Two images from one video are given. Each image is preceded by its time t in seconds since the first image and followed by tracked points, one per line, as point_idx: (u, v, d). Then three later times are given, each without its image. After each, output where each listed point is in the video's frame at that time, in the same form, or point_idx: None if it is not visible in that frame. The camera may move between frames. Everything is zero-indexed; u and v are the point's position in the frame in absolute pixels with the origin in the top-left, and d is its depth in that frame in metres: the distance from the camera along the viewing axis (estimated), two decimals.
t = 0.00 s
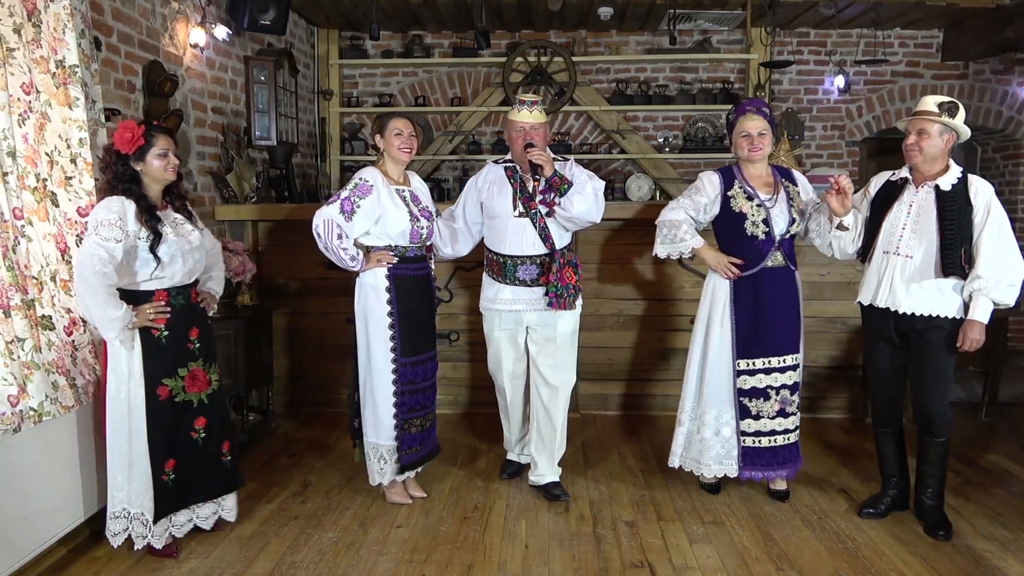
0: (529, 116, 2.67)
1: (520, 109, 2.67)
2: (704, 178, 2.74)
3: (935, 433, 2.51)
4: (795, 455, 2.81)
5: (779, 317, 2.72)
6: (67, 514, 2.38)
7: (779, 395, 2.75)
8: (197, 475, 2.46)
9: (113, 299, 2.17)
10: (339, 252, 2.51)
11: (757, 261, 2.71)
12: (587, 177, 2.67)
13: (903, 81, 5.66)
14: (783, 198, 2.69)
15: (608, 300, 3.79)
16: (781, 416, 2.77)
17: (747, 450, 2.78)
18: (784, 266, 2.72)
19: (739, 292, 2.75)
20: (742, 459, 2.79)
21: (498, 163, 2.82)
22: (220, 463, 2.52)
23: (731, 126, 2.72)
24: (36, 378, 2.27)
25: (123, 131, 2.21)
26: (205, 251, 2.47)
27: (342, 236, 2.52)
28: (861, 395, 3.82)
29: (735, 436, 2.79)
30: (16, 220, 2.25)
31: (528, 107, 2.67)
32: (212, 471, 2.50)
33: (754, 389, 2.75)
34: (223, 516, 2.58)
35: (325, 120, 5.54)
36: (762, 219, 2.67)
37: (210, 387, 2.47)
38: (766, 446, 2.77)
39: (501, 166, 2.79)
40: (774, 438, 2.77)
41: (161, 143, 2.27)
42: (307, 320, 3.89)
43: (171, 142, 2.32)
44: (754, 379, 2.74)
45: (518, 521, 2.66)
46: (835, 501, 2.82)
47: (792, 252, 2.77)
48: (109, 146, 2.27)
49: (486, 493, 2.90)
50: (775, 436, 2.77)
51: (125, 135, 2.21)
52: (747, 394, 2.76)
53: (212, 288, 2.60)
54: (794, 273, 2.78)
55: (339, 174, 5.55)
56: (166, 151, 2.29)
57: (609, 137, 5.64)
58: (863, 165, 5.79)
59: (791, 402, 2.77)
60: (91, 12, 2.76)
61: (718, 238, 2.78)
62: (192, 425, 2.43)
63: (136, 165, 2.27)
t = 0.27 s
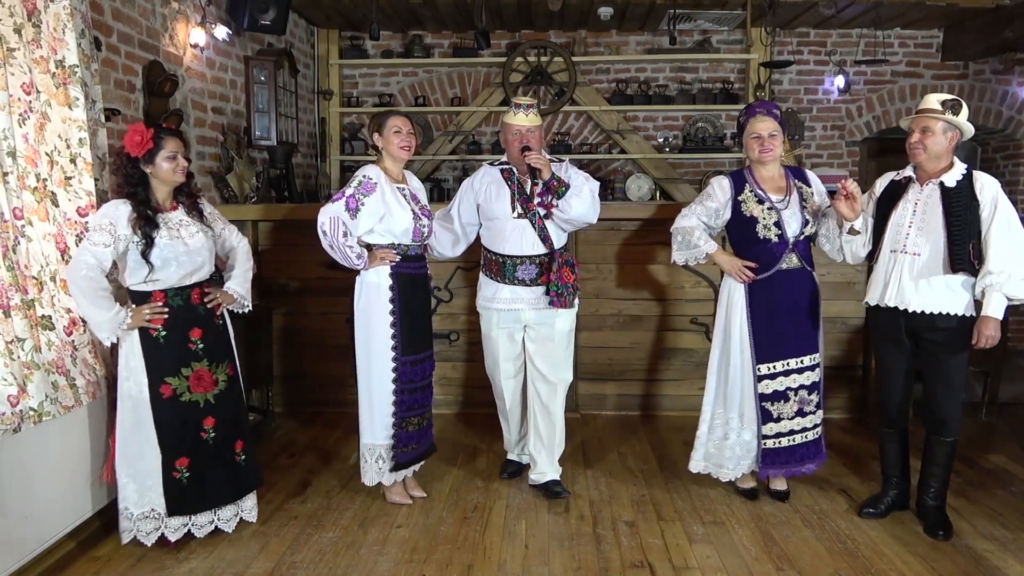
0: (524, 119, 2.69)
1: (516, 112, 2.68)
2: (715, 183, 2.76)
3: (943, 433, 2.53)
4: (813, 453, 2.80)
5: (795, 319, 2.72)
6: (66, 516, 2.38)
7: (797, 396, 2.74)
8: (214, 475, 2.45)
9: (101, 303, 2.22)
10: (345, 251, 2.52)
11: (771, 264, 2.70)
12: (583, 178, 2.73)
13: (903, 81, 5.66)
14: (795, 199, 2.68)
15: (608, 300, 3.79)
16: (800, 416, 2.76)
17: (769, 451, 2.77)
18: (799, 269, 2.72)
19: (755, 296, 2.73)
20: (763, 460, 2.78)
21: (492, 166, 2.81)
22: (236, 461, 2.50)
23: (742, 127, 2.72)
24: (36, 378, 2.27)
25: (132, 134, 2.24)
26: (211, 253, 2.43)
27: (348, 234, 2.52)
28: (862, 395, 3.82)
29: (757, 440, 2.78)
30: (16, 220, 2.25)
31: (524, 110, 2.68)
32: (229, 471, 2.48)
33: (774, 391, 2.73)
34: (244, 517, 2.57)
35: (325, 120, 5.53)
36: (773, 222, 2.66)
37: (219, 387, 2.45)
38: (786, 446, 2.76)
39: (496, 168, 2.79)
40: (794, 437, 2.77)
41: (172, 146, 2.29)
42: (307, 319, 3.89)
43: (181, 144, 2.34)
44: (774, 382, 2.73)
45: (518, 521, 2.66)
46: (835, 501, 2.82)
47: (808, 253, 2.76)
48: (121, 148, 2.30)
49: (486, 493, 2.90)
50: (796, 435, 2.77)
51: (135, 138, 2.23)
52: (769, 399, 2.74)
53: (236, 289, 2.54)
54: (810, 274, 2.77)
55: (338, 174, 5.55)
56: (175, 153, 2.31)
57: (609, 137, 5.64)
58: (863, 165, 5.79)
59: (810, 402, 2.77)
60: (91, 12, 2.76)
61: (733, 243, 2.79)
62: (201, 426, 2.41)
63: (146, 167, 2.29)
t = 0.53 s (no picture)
0: (525, 121, 2.69)
1: (517, 114, 2.68)
2: (721, 185, 2.77)
3: (959, 441, 2.49)
4: (824, 462, 2.78)
5: (797, 323, 2.72)
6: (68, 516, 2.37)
7: (799, 401, 2.74)
8: (197, 483, 2.40)
9: (93, 302, 2.24)
10: (345, 251, 2.53)
11: (773, 267, 2.71)
12: (583, 178, 2.74)
13: (903, 81, 5.66)
14: (800, 202, 2.68)
15: (608, 300, 3.79)
16: (801, 422, 2.75)
17: (766, 455, 2.77)
18: (802, 272, 2.72)
19: (756, 299, 2.75)
20: (762, 464, 2.78)
21: (492, 167, 2.79)
22: (219, 471, 2.46)
23: (753, 127, 2.71)
24: (36, 378, 2.28)
25: (132, 133, 2.26)
26: (206, 256, 2.40)
27: (347, 234, 2.54)
28: (862, 395, 3.82)
29: (755, 442, 2.78)
30: (16, 220, 2.26)
31: (524, 112, 2.68)
32: (212, 479, 2.44)
33: (772, 394, 2.75)
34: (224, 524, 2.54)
35: (325, 120, 5.53)
36: (776, 225, 2.67)
37: (207, 392, 2.41)
38: (784, 450, 2.77)
39: (496, 170, 2.78)
40: (794, 442, 2.77)
41: (171, 145, 2.29)
42: (307, 320, 3.89)
43: (181, 144, 2.33)
44: (772, 385, 2.74)
45: (518, 521, 2.66)
46: (835, 501, 2.82)
47: (814, 257, 2.75)
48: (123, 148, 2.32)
49: (486, 493, 2.90)
50: (797, 441, 2.76)
51: (134, 137, 2.25)
52: (767, 401, 2.75)
53: (235, 292, 2.51)
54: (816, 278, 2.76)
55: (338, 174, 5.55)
56: (174, 152, 2.30)
57: (609, 137, 5.64)
58: (863, 165, 5.79)
59: (813, 409, 2.75)
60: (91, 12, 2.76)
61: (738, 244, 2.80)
62: (185, 430, 2.38)
63: (146, 166, 2.29)
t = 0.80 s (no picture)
0: (527, 122, 2.68)
1: (519, 115, 2.68)
2: (735, 182, 2.82)
3: (980, 445, 2.47)
4: (823, 464, 2.76)
5: (795, 321, 2.72)
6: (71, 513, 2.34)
7: (793, 399, 2.73)
8: (171, 482, 2.43)
9: (74, 300, 2.24)
10: (345, 249, 2.54)
11: (775, 264, 2.73)
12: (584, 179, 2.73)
13: (903, 81, 5.66)
14: (807, 200, 2.67)
15: (609, 300, 3.79)
16: (796, 421, 2.74)
17: (760, 452, 2.79)
18: (806, 270, 2.71)
19: (758, 297, 2.78)
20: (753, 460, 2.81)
21: (494, 167, 2.79)
22: (200, 474, 2.46)
23: (770, 123, 2.71)
24: (36, 378, 2.29)
25: (119, 132, 2.30)
26: (192, 257, 2.38)
27: (348, 232, 2.55)
28: (862, 396, 3.82)
29: (751, 436, 2.82)
30: (16, 220, 2.26)
31: (527, 113, 2.67)
32: (189, 481, 2.44)
33: (767, 390, 2.76)
34: (210, 525, 2.52)
35: (325, 120, 5.53)
36: (777, 224, 2.69)
37: (188, 396, 2.41)
38: (778, 450, 2.76)
39: (497, 170, 2.78)
40: (788, 442, 2.75)
41: (150, 141, 2.28)
42: (307, 320, 3.89)
43: (165, 139, 2.31)
44: (767, 381, 2.75)
45: (518, 521, 2.66)
46: (835, 501, 2.82)
47: (822, 257, 2.71)
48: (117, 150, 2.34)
49: (486, 493, 2.90)
50: (791, 441, 2.75)
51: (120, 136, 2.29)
52: (762, 397, 2.77)
53: (222, 296, 2.45)
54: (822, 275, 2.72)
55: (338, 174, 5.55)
56: (154, 148, 2.28)
57: (609, 137, 5.64)
58: (863, 165, 5.79)
59: (808, 409, 2.73)
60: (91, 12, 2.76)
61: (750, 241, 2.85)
62: (163, 431, 2.40)
63: (132, 164, 2.29)
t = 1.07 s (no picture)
0: (530, 123, 2.68)
1: (523, 116, 2.68)
2: (738, 184, 2.87)
3: (982, 445, 2.47)
4: (815, 464, 2.77)
5: (789, 324, 2.74)
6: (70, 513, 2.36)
7: (785, 401, 2.76)
8: (176, 483, 2.43)
9: (74, 306, 2.22)
10: (347, 249, 2.53)
11: (768, 267, 2.77)
12: (584, 182, 2.74)
13: (903, 81, 5.66)
14: (801, 205, 2.69)
15: (609, 300, 3.79)
16: (787, 422, 2.77)
17: (751, 450, 2.83)
18: (798, 275, 2.73)
19: (754, 300, 2.82)
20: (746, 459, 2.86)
21: (495, 168, 2.79)
22: (203, 474, 2.45)
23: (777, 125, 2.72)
24: (36, 378, 2.28)
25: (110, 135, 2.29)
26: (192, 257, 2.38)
27: (350, 233, 2.55)
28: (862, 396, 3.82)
29: (744, 436, 2.87)
30: (16, 220, 2.26)
31: (530, 114, 2.67)
32: (193, 481, 2.44)
33: (760, 392, 2.79)
34: (203, 527, 2.49)
35: (325, 120, 5.53)
36: (769, 228, 2.73)
37: (191, 396, 2.40)
38: (770, 449, 2.79)
39: (498, 170, 2.78)
40: (779, 442, 2.78)
41: (139, 141, 2.26)
42: (308, 320, 3.89)
43: (156, 140, 2.29)
44: (760, 382, 2.79)
45: (518, 521, 2.66)
46: (835, 501, 2.82)
47: (818, 262, 2.72)
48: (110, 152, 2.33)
49: (486, 493, 2.90)
50: (781, 441, 2.78)
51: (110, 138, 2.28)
52: (755, 398, 2.80)
53: (223, 293, 2.46)
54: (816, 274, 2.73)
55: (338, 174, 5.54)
56: (144, 148, 2.26)
57: (609, 137, 5.64)
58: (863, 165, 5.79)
59: (800, 411, 2.75)
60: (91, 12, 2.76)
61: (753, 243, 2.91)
62: (167, 430, 2.39)
63: (121, 164, 2.27)
